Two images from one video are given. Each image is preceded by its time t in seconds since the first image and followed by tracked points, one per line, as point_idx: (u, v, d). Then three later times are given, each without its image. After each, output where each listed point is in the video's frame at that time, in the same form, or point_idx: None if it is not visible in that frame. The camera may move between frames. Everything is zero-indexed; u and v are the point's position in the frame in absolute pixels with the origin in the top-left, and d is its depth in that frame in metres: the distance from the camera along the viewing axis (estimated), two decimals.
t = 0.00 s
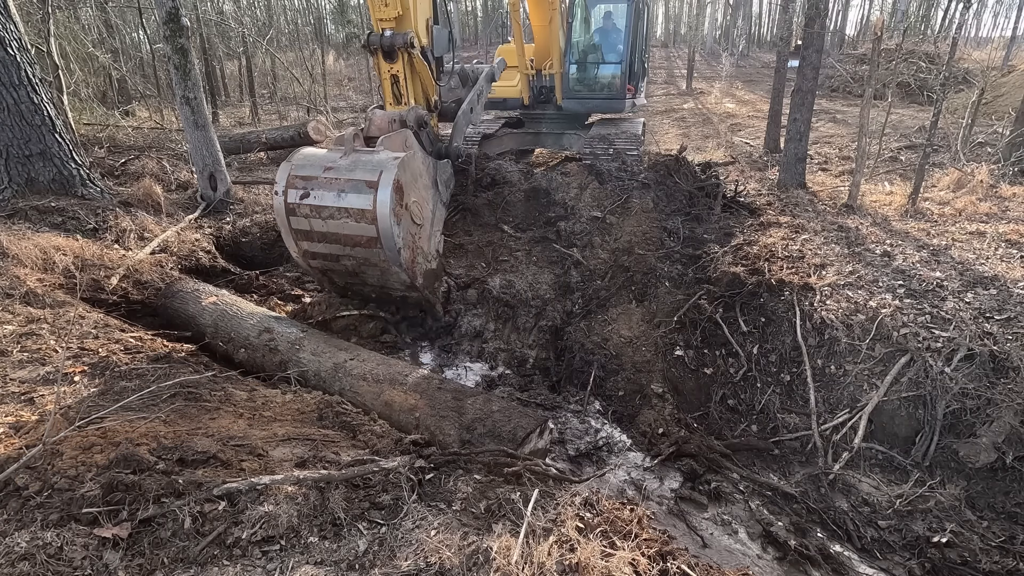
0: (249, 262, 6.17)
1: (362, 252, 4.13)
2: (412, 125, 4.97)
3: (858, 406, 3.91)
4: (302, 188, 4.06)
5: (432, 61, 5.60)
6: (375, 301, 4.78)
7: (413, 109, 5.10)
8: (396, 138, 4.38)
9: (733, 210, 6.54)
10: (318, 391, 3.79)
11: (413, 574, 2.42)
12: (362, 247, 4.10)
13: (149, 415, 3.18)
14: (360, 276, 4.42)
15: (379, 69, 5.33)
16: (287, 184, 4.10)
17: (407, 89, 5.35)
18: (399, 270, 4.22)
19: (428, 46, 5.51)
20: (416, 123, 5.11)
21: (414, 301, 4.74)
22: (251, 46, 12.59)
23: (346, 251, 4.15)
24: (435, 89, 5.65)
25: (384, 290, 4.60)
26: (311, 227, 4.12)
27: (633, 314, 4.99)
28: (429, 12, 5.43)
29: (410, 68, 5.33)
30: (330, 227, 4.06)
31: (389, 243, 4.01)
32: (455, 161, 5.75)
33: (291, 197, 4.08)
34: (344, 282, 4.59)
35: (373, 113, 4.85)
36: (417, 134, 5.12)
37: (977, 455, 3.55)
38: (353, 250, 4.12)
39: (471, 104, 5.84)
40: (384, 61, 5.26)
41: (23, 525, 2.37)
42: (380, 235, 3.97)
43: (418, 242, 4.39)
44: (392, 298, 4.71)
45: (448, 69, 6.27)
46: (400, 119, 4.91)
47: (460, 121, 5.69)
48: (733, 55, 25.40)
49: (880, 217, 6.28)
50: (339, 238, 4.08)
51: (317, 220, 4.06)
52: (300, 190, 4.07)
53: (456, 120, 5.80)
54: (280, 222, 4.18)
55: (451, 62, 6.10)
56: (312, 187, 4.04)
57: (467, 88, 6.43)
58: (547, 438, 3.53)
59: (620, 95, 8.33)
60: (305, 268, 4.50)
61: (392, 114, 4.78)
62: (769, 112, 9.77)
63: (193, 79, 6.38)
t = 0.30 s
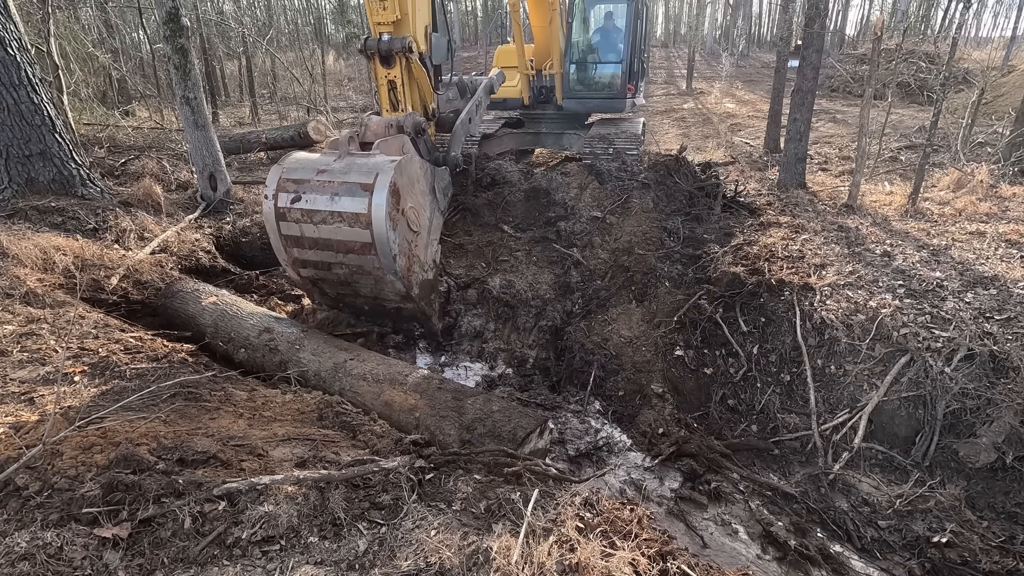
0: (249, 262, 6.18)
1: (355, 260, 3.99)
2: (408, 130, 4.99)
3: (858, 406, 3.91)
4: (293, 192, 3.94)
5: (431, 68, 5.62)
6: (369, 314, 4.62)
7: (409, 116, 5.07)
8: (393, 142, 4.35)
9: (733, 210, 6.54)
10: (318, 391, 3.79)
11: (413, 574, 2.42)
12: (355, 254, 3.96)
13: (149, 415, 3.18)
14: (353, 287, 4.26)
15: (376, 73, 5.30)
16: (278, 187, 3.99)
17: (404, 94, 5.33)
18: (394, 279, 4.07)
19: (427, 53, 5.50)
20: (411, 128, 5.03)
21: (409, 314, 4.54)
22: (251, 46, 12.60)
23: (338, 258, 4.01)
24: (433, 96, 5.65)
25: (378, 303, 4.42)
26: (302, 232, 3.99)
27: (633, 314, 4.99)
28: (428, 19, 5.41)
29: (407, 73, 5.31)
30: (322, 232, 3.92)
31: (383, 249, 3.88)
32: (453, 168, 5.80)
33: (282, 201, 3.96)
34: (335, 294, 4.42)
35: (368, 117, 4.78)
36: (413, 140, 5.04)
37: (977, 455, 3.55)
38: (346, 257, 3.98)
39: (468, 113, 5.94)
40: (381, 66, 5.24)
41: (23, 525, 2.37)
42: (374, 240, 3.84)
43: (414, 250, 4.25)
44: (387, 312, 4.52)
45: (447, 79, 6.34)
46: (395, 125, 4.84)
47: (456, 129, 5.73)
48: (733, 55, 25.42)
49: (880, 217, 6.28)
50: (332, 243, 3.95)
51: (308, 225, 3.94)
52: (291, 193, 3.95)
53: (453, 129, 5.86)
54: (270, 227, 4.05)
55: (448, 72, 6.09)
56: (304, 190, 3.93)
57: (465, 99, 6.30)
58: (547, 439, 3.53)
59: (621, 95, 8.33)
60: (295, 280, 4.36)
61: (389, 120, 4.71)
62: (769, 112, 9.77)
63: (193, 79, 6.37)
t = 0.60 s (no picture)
0: (249, 261, 6.19)
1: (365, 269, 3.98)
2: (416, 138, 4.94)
3: (858, 406, 3.91)
4: (303, 200, 3.94)
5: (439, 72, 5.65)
6: (375, 321, 4.59)
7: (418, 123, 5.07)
8: (401, 150, 4.36)
9: (733, 210, 6.54)
10: (318, 391, 3.79)
11: (413, 574, 2.42)
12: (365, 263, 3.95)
13: (149, 415, 3.18)
14: (360, 295, 4.25)
15: (385, 80, 5.29)
16: (287, 196, 3.98)
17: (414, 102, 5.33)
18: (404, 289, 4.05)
19: (435, 59, 5.51)
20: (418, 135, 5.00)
21: (417, 321, 4.55)
22: (251, 46, 12.59)
23: (347, 266, 4.00)
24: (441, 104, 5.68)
25: (387, 311, 4.43)
26: (311, 241, 3.98)
27: (632, 314, 4.99)
28: (437, 25, 5.42)
29: (417, 80, 5.31)
30: (332, 241, 3.92)
31: (394, 259, 3.87)
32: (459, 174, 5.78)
33: (291, 209, 3.95)
34: (342, 301, 4.41)
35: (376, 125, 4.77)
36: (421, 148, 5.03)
37: (977, 455, 3.55)
38: (356, 266, 3.97)
39: (475, 120, 5.95)
40: (391, 72, 5.24)
41: (23, 525, 2.37)
42: (385, 250, 3.83)
43: (424, 259, 4.24)
44: (394, 319, 4.53)
45: (452, 87, 6.40)
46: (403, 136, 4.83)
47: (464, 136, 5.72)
48: (733, 55, 25.44)
49: (880, 217, 6.28)
50: (341, 253, 3.94)
51: (318, 234, 3.93)
52: (301, 202, 3.95)
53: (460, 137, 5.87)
54: (278, 235, 4.04)
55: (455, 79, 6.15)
56: (314, 199, 3.93)
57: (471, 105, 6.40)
58: (547, 439, 3.53)
59: (622, 95, 8.36)
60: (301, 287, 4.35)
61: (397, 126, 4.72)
62: (769, 112, 9.77)
63: (193, 80, 6.37)
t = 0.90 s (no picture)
0: (249, 262, 6.19)
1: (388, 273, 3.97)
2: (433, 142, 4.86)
3: (858, 406, 3.91)
4: (325, 203, 3.92)
5: (454, 74, 5.66)
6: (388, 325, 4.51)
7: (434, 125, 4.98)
8: (423, 151, 4.37)
9: (733, 210, 6.54)
10: (318, 392, 3.78)
11: (413, 575, 2.42)
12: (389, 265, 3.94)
13: (149, 415, 3.18)
14: (380, 299, 4.22)
15: (404, 80, 5.31)
16: (309, 198, 3.95)
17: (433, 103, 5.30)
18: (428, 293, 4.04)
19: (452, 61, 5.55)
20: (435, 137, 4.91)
21: (437, 326, 4.46)
22: (251, 46, 12.59)
23: (370, 270, 4.00)
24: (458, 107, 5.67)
25: (406, 315, 4.35)
26: (333, 244, 3.97)
27: (633, 314, 4.99)
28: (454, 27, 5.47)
29: (435, 81, 5.30)
30: (355, 244, 3.91)
31: (420, 262, 3.86)
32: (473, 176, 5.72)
33: (313, 212, 3.93)
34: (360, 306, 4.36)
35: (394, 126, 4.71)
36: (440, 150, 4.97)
37: (977, 455, 3.55)
38: (379, 269, 3.97)
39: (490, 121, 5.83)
40: (409, 73, 5.25)
41: (23, 525, 2.37)
42: (411, 253, 3.82)
43: (447, 262, 4.23)
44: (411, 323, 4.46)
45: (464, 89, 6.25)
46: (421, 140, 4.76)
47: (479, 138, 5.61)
48: (733, 55, 25.45)
49: (880, 217, 6.28)
50: (364, 255, 3.93)
51: (340, 237, 3.92)
52: (323, 204, 3.93)
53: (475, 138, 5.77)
54: (299, 238, 4.02)
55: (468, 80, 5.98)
56: (337, 201, 3.91)
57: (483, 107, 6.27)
58: (547, 439, 3.53)
59: (624, 94, 8.42)
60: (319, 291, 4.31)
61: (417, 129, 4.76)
62: (769, 112, 9.77)
63: (193, 79, 6.37)
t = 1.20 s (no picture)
0: (249, 262, 6.20)
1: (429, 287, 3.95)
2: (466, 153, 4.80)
3: (858, 406, 3.91)
4: (365, 219, 3.87)
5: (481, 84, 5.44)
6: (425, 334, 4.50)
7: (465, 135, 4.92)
8: (458, 163, 4.35)
9: (733, 210, 6.54)
10: (318, 392, 3.78)
11: (413, 575, 2.43)
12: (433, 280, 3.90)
13: (149, 415, 3.19)
14: (418, 314, 4.22)
15: (431, 92, 5.06)
16: (348, 214, 3.89)
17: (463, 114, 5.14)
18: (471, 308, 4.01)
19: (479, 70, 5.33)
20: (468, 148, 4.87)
21: (474, 339, 4.47)
22: (251, 46, 12.58)
23: (412, 285, 3.96)
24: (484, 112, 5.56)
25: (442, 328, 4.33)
26: (373, 261, 3.92)
27: (633, 314, 4.99)
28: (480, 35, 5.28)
29: (464, 91, 5.11)
30: (398, 260, 3.87)
31: (465, 277, 3.83)
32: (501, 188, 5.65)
33: (353, 228, 3.87)
34: (396, 320, 4.37)
35: (425, 139, 4.73)
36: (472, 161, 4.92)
37: (977, 455, 3.54)
38: (422, 285, 3.94)
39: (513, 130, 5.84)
40: (438, 84, 5.01)
41: (23, 524, 2.37)
42: (456, 268, 3.79)
43: (486, 276, 4.20)
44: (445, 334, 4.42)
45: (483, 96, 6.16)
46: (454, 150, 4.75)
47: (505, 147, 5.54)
48: (733, 55, 25.46)
49: (879, 217, 6.28)
50: (406, 271, 3.90)
51: (382, 253, 3.87)
52: (364, 220, 3.87)
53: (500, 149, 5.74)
54: (338, 255, 3.96)
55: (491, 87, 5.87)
56: (378, 217, 3.86)
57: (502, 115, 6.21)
58: (547, 439, 3.53)
59: (626, 94, 8.40)
60: (355, 306, 4.29)
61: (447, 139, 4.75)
62: (769, 112, 9.77)
63: (193, 79, 6.37)
